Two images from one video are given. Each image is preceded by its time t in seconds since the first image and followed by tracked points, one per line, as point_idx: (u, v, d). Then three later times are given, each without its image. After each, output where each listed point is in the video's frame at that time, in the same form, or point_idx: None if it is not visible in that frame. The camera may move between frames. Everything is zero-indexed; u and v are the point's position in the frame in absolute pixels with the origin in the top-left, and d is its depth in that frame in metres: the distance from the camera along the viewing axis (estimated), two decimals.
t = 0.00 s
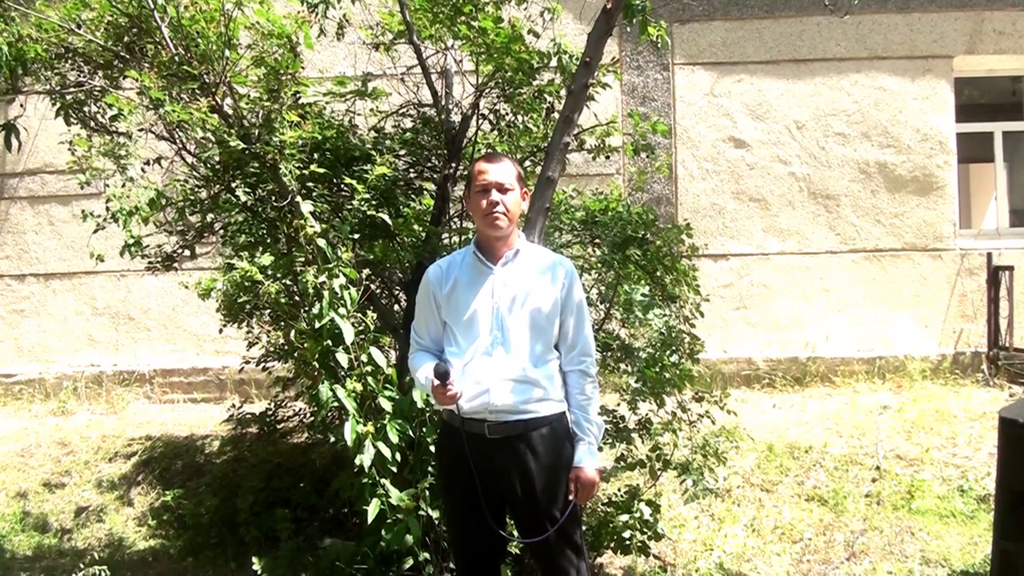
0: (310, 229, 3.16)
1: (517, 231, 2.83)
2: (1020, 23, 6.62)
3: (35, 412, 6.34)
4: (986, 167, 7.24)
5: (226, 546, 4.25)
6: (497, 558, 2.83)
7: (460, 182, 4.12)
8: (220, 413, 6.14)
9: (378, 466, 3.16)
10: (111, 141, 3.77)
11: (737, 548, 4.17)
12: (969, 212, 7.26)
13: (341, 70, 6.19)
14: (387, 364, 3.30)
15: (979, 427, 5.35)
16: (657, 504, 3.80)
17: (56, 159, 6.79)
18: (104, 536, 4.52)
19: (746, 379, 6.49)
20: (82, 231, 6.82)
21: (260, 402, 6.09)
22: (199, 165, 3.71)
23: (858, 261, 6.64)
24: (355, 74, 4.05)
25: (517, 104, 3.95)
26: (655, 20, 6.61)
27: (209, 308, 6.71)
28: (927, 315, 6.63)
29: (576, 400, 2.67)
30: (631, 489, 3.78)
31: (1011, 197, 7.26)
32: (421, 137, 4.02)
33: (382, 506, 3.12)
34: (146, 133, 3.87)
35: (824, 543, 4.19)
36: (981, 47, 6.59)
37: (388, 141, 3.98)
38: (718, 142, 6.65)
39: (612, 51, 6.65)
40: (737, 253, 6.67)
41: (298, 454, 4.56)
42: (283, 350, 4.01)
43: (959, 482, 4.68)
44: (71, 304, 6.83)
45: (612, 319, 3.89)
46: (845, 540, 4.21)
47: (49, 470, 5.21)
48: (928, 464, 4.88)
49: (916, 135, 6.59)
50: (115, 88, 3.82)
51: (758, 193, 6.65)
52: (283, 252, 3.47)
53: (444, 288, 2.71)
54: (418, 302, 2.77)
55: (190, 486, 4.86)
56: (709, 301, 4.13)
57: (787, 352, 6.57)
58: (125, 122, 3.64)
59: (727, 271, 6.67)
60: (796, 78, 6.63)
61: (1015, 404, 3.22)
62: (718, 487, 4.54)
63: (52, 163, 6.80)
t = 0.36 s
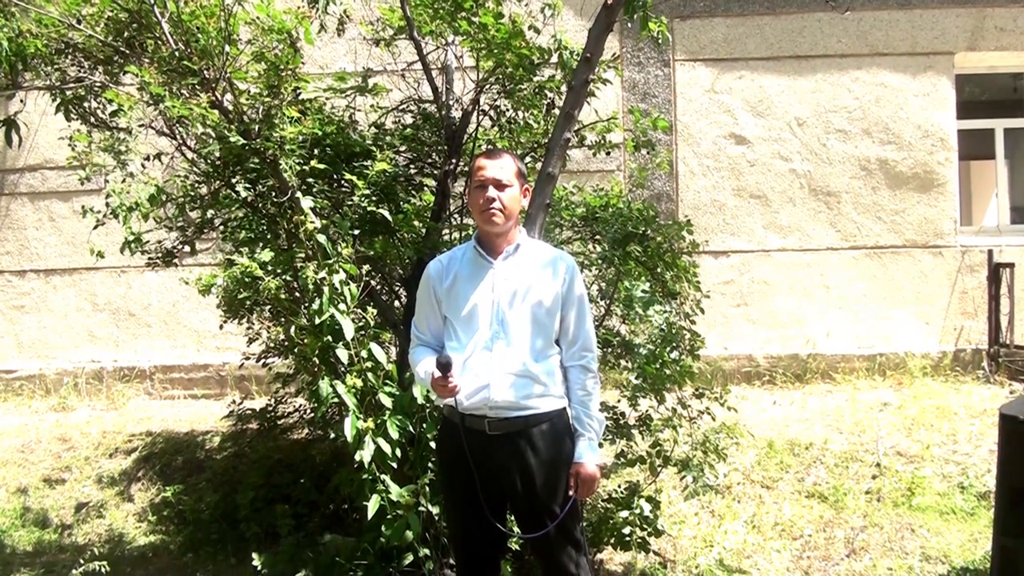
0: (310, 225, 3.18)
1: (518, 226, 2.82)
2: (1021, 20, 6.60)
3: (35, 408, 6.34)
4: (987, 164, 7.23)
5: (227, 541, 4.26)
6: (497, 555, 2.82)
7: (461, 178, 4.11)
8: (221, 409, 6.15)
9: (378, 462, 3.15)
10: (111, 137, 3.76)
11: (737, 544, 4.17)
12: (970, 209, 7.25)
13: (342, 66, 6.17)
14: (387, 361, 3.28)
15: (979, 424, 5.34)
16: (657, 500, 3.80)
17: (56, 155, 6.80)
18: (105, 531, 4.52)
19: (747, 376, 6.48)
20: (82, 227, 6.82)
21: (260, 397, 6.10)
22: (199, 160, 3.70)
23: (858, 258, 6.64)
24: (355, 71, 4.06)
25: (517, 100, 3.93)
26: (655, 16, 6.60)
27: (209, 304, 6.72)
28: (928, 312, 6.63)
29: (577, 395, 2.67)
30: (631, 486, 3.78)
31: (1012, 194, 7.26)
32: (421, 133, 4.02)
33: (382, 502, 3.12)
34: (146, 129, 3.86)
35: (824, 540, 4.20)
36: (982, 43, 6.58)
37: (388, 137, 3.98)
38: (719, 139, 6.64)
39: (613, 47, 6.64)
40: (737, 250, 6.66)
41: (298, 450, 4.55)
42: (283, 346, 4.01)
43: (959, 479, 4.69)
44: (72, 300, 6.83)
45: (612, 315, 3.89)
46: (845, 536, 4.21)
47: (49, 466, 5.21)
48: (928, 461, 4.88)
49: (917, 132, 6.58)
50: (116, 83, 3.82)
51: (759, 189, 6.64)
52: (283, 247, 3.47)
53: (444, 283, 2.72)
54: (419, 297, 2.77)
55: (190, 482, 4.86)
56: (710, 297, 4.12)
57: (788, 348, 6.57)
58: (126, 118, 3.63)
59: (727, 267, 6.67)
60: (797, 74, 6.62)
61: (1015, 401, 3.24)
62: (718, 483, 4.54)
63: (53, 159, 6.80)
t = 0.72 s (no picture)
0: (310, 221, 3.17)
1: (518, 223, 2.82)
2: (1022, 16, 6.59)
3: (35, 403, 6.34)
4: (987, 160, 7.22)
5: (226, 537, 4.27)
6: (496, 551, 2.83)
7: (461, 174, 4.11)
8: (221, 404, 6.15)
9: (377, 458, 3.15)
10: (111, 133, 3.76)
11: (737, 540, 4.18)
12: (971, 206, 7.24)
13: (342, 62, 6.16)
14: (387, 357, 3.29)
15: (979, 420, 5.34)
16: (657, 496, 3.80)
17: (56, 150, 6.79)
18: (104, 526, 4.52)
19: (747, 372, 6.49)
20: (82, 222, 6.81)
21: (260, 393, 6.10)
22: (198, 156, 3.71)
23: (858, 254, 6.63)
24: (355, 66, 4.05)
25: (517, 96, 3.92)
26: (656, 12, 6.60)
27: (209, 299, 6.71)
28: (928, 308, 6.62)
29: (576, 392, 2.66)
30: (630, 482, 3.78)
31: (1012, 191, 7.25)
32: (421, 128, 4.02)
33: (381, 498, 3.12)
34: (146, 124, 3.85)
35: (823, 536, 4.20)
36: (983, 39, 6.56)
37: (388, 132, 3.96)
38: (720, 135, 6.63)
39: (613, 43, 6.63)
40: (737, 246, 6.66)
41: (298, 446, 4.56)
42: (283, 342, 4.01)
43: (959, 475, 4.69)
44: (72, 295, 6.82)
45: (612, 311, 3.89)
46: (844, 532, 4.22)
47: (49, 461, 5.21)
48: (928, 457, 4.88)
49: (917, 128, 6.58)
50: (115, 78, 3.81)
51: (759, 185, 6.64)
52: (283, 243, 3.47)
53: (444, 280, 2.72)
54: (419, 293, 2.77)
55: (190, 477, 4.86)
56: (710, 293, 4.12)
57: (787, 344, 6.57)
58: (126, 114, 3.63)
59: (727, 263, 6.67)
60: (797, 70, 6.61)
61: (1015, 397, 3.25)
62: (717, 479, 4.54)
63: (53, 154, 6.79)
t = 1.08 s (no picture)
0: (310, 218, 3.17)
1: (518, 221, 2.81)
2: None
3: (35, 399, 6.35)
4: (989, 160, 7.22)
5: (226, 533, 4.28)
6: (495, 549, 2.83)
7: (461, 172, 4.11)
8: (221, 400, 6.16)
9: (377, 455, 3.16)
10: (111, 129, 3.76)
11: (736, 538, 4.18)
12: (972, 205, 7.23)
13: (343, 59, 6.15)
14: (386, 354, 3.29)
15: (979, 419, 5.34)
16: (656, 494, 3.80)
17: (57, 146, 6.79)
18: (104, 522, 4.53)
19: (747, 370, 6.49)
20: (82, 218, 6.81)
21: (260, 390, 6.11)
22: (199, 152, 3.71)
23: (859, 253, 6.63)
24: (356, 63, 4.04)
25: (518, 94, 3.92)
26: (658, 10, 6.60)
27: (209, 296, 6.71)
28: (929, 307, 6.62)
29: (575, 390, 2.66)
30: (630, 480, 3.78)
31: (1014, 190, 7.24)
32: (421, 125, 4.01)
33: (380, 495, 3.12)
34: (146, 120, 3.85)
35: (823, 535, 4.20)
36: (984, 38, 6.55)
37: (388, 129, 3.96)
38: (721, 133, 6.62)
39: (615, 41, 6.63)
40: (738, 245, 6.66)
41: (298, 443, 4.56)
42: (283, 339, 4.01)
43: (958, 474, 4.69)
44: (72, 291, 6.83)
45: (612, 309, 3.89)
46: (843, 531, 4.22)
47: (49, 457, 5.22)
48: (927, 457, 4.88)
49: (919, 127, 6.57)
50: (116, 74, 3.81)
51: (760, 183, 6.63)
52: (283, 240, 3.47)
53: (444, 277, 2.72)
54: (419, 290, 2.77)
55: (190, 473, 4.87)
56: (710, 292, 4.12)
57: (788, 343, 6.57)
58: (126, 110, 3.62)
59: (728, 262, 6.67)
60: (799, 69, 6.60)
61: (1015, 396, 3.25)
62: (717, 477, 4.54)
63: (53, 150, 6.79)
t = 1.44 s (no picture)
0: (314, 216, 3.19)
1: (522, 220, 2.82)
2: None
3: (39, 396, 6.36)
4: (994, 160, 7.21)
5: (229, 531, 4.28)
6: (498, 547, 2.83)
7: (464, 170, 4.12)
8: (224, 399, 6.17)
9: (379, 453, 3.17)
10: (115, 127, 3.76)
11: (739, 538, 4.18)
12: (976, 205, 7.22)
13: (347, 57, 6.15)
14: (389, 352, 3.29)
15: (982, 420, 5.33)
16: (658, 494, 3.80)
17: (62, 144, 6.80)
18: (107, 519, 4.54)
19: (750, 370, 6.48)
20: (87, 216, 6.83)
21: (263, 388, 6.13)
22: (203, 150, 3.71)
23: (863, 253, 6.62)
24: (359, 61, 4.03)
25: (522, 92, 3.93)
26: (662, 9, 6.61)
27: (213, 294, 6.73)
28: (932, 307, 6.61)
29: (578, 389, 2.66)
30: (632, 479, 3.77)
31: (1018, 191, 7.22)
32: (425, 124, 4.01)
33: (383, 493, 3.12)
34: (150, 118, 3.86)
35: (825, 535, 4.20)
36: (989, 38, 6.54)
37: (392, 128, 3.95)
38: (725, 132, 6.62)
39: (619, 40, 6.62)
40: (742, 244, 6.65)
41: (301, 441, 4.57)
42: (286, 337, 4.02)
43: (961, 475, 4.68)
44: (77, 289, 6.84)
45: (615, 309, 3.89)
46: (846, 531, 4.22)
47: (52, 454, 5.23)
48: (930, 457, 4.87)
49: (923, 127, 6.56)
50: (120, 72, 3.81)
51: (764, 183, 6.62)
52: (286, 238, 3.49)
53: (448, 276, 2.72)
54: (423, 289, 2.77)
55: (193, 471, 4.87)
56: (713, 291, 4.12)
57: (791, 343, 6.56)
58: (130, 108, 3.62)
59: (732, 261, 6.66)
60: (803, 68, 6.59)
61: (1018, 397, 3.25)
62: (719, 477, 4.54)
63: (58, 148, 6.81)
